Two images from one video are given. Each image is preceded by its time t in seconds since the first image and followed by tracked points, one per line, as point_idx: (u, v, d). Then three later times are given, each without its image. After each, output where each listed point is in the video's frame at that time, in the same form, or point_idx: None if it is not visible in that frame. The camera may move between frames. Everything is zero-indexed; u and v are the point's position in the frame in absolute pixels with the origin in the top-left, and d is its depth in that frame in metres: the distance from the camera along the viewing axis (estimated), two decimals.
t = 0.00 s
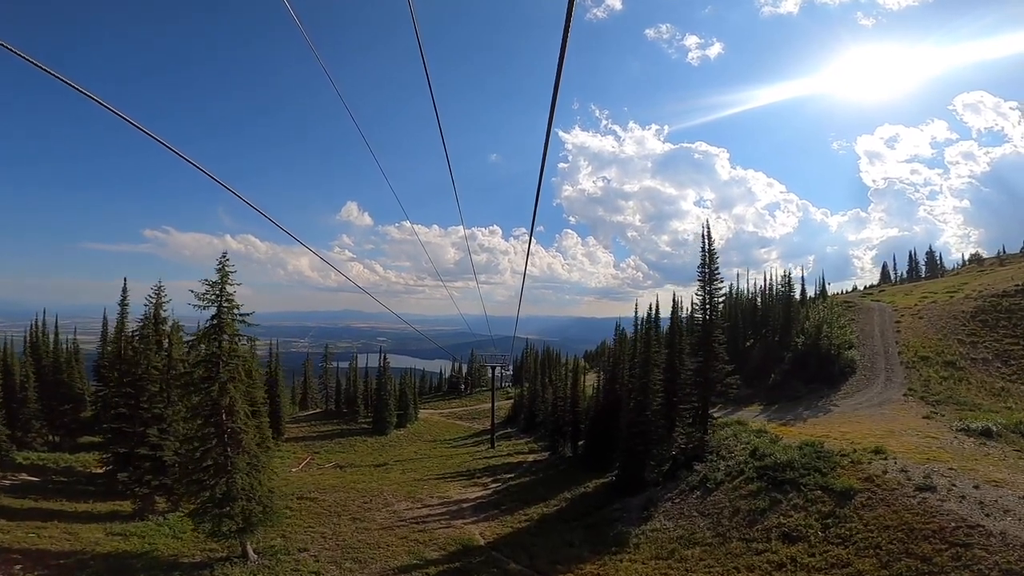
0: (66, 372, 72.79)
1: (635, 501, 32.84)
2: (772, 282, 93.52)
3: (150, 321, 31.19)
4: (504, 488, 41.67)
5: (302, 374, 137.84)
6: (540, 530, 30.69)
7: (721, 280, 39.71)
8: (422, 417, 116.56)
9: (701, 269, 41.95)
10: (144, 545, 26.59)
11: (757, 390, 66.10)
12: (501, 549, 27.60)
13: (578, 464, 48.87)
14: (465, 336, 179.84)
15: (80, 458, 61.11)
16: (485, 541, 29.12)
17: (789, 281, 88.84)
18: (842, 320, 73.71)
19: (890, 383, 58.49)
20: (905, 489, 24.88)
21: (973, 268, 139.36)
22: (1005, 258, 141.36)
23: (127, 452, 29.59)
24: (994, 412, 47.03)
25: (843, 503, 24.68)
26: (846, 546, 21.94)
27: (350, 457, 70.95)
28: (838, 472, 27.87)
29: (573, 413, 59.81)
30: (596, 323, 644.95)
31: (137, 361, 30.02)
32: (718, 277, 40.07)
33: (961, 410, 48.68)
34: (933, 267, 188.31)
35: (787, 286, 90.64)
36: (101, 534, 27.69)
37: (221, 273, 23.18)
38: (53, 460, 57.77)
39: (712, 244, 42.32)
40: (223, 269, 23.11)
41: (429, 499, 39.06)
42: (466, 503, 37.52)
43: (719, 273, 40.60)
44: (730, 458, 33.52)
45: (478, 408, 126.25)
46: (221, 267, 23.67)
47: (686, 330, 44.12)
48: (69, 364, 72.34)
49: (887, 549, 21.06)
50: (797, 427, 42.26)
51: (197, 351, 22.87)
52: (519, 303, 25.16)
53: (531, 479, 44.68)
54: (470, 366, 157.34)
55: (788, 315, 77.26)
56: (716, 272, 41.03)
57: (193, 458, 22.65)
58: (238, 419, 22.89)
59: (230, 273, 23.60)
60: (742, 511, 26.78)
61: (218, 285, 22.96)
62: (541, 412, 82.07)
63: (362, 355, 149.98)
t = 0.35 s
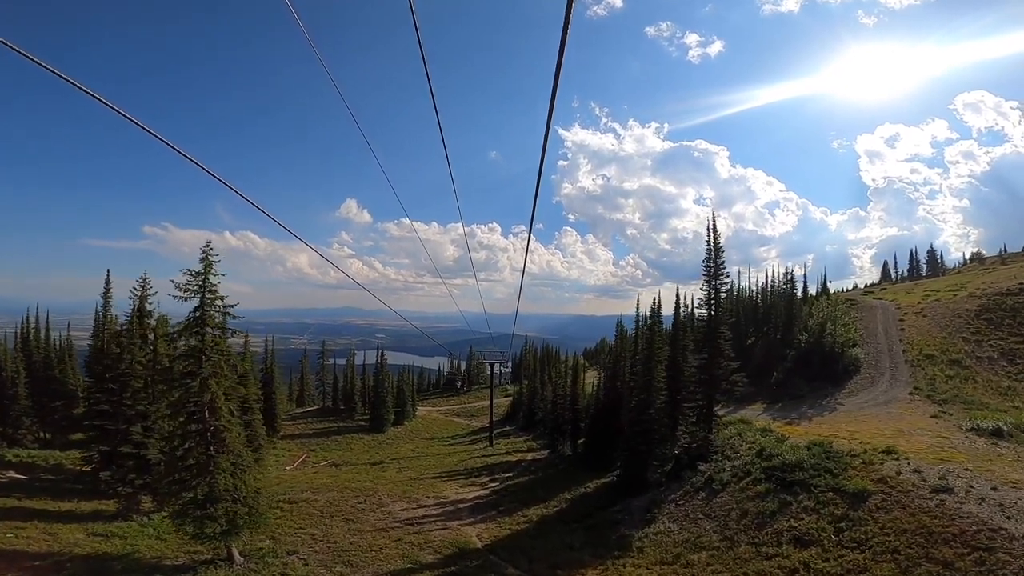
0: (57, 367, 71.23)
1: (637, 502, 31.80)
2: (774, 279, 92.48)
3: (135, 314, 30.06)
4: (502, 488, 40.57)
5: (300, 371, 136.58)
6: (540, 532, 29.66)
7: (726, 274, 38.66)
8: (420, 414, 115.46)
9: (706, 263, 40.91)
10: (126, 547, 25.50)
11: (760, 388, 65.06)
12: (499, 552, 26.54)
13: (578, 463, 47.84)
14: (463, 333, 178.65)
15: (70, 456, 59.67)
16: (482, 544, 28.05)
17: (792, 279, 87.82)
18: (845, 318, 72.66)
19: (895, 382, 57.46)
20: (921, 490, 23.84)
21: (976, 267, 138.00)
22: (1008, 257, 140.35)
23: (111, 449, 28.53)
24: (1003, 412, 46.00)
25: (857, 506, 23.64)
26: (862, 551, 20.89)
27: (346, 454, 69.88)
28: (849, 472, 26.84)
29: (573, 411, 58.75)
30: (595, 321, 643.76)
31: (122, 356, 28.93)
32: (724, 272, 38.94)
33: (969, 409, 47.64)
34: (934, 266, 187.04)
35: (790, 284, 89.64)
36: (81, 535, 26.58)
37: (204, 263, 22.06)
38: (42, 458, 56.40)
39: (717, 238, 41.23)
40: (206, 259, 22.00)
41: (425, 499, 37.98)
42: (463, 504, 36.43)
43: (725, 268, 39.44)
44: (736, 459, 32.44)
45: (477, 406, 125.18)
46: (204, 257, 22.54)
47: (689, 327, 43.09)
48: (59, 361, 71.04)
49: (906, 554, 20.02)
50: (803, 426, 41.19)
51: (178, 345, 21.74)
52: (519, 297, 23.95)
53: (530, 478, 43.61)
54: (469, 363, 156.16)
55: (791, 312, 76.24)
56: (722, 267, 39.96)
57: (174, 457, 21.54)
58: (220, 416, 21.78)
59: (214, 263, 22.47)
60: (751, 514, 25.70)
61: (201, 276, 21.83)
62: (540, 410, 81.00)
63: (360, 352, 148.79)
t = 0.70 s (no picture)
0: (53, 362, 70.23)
1: (642, 504, 30.70)
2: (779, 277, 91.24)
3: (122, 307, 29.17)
4: (503, 488, 39.48)
5: (299, 368, 135.63)
6: (541, 535, 28.60)
7: (736, 269, 37.50)
8: (420, 412, 114.51)
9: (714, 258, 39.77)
10: (109, 547, 24.50)
11: (766, 388, 63.88)
12: (498, 556, 25.51)
13: (580, 463, 46.78)
14: (464, 330, 177.60)
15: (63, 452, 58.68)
16: (481, 548, 26.99)
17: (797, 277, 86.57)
18: (852, 316, 71.43)
19: (904, 382, 56.25)
20: (941, 494, 22.68)
21: (983, 266, 136.45)
22: (1014, 257, 138.79)
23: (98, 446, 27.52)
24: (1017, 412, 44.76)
25: (875, 510, 22.51)
26: (882, 557, 19.77)
27: (344, 452, 68.96)
28: (865, 475, 25.71)
29: (575, 409, 57.64)
30: (597, 319, 642.61)
31: (109, 351, 27.93)
32: (733, 267, 37.78)
33: (982, 409, 46.42)
34: (939, 266, 185.29)
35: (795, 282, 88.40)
36: (64, 535, 25.58)
37: (189, 251, 20.92)
38: (34, 454, 55.32)
39: (725, 233, 40.07)
40: (192, 247, 20.87)
41: (423, 499, 36.91)
42: (462, 504, 35.37)
43: (735, 263, 38.27)
44: (745, 460, 31.30)
45: (477, 404, 124.19)
46: (189, 245, 21.42)
47: (696, 324, 41.96)
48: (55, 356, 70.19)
49: (929, 560, 18.89)
50: (813, 427, 39.99)
51: (161, 338, 20.65)
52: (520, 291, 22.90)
53: (531, 478, 42.52)
54: (469, 361, 155.10)
55: (797, 310, 75.03)
56: (730, 261, 38.80)
57: (157, 455, 20.50)
58: (205, 412, 20.81)
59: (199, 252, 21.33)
60: (762, 518, 24.57)
61: (186, 265, 20.69)
62: (541, 409, 79.96)
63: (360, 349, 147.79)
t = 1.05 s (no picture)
0: (47, 359, 69.27)
1: (647, 509, 29.59)
2: (784, 277, 90.07)
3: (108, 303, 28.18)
4: (502, 491, 38.36)
5: (298, 367, 134.60)
6: (541, 541, 27.51)
7: (744, 266, 36.37)
8: (420, 412, 113.47)
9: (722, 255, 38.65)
10: (89, 551, 23.45)
11: (771, 389, 62.68)
12: (496, 564, 24.40)
13: (581, 465, 45.69)
14: (465, 330, 176.48)
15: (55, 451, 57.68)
16: (479, 554, 25.89)
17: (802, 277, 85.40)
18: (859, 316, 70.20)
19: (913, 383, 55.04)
20: (964, 499, 21.50)
21: (988, 268, 135.29)
22: (1020, 258, 137.44)
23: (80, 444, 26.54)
24: None
25: (894, 515, 21.35)
26: (905, 566, 18.62)
27: (341, 452, 67.94)
28: (881, 480, 24.55)
29: (576, 410, 56.49)
30: (598, 320, 641.40)
31: (93, 348, 26.91)
32: (741, 264, 36.65)
33: (994, 411, 45.20)
34: (944, 267, 184.02)
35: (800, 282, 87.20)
36: (43, 537, 24.53)
37: (172, 241, 19.82)
38: (25, 453, 54.34)
39: (733, 229, 38.93)
40: (174, 237, 19.76)
41: (420, 502, 35.80)
42: (460, 507, 34.23)
43: (743, 260, 37.18)
44: (754, 463, 30.16)
45: (477, 404, 123.14)
46: (172, 234, 20.31)
47: (703, 323, 40.85)
48: (49, 353, 69.22)
49: (956, 569, 17.73)
50: (823, 429, 38.82)
51: (139, 333, 19.58)
52: (521, 287, 21.75)
53: (532, 481, 41.41)
54: (470, 361, 154.04)
55: (802, 310, 73.86)
56: (738, 258, 37.66)
57: (135, 457, 19.43)
58: (187, 412, 19.83)
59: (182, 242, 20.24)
60: (774, 524, 23.43)
61: (167, 256, 19.59)
62: (542, 409, 78.93)
63: (359, 348, 146.71)
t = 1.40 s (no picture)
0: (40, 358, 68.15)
1: (653, 513, 28.48)
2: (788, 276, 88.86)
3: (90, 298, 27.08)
4: (502, 494, 37.26)
5: (297, 366, 133.47)
6: (543, 546, 26.42)
7: (753, 263, 35.22)
8: (420, 411, 112.40)
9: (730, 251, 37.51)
10: (69, 555, 22.38)
11: (777, 389, 61.54)
12: (496, 571, 23.30)
13: (583, 466, 44.62)
14: (465, 329, 175.44)
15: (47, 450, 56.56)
16: (478, 561, 24.79)
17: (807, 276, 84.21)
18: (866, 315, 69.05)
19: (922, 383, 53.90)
20: (990, 502, 20.37)
21: (993, 268, 134.00)
22: None
23: (67, 444, 25.79)
24: None
25: (916, 520, 20.23)
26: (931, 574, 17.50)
27: (339, 453, 66.90)
28: (900, 483, 23.42)
29: (578, 410, 55.34)
30: (600, 320, 639.85)
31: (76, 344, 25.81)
32: (750, 259, 35.51)
33: (1007, 412, 44.04)
34: (947, 266, 182.69)
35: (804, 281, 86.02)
36: (22, 540, 23.47)
37: (152, 233, 18.88)
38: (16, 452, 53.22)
39: (742, 224, 37.77)
40: (155, 228, 18.83)
41: (418, 505, 34.69)
42: (459, 511, 33.22)
43: (752, 255, 36.01)
44: (765, 466, 29.03)
45: (478, 404, 122.07)
46: (153, 226, 19.38)
47: (709, 322, 39.73)
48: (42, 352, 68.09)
49: None
50: (833, 431, 37.71)
51: (116, 329, 18.55)
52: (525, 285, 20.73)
53: (533, 483, 40.32)
54: (470, 360, 152.95)
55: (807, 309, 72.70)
56: (747, 254, 36.51)
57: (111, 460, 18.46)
58: (167, 413, 18.83)
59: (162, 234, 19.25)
60: (788, 530, 22.31)
61: (146, 248, 18.60)
62: (543, 409, 77.85)
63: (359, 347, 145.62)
